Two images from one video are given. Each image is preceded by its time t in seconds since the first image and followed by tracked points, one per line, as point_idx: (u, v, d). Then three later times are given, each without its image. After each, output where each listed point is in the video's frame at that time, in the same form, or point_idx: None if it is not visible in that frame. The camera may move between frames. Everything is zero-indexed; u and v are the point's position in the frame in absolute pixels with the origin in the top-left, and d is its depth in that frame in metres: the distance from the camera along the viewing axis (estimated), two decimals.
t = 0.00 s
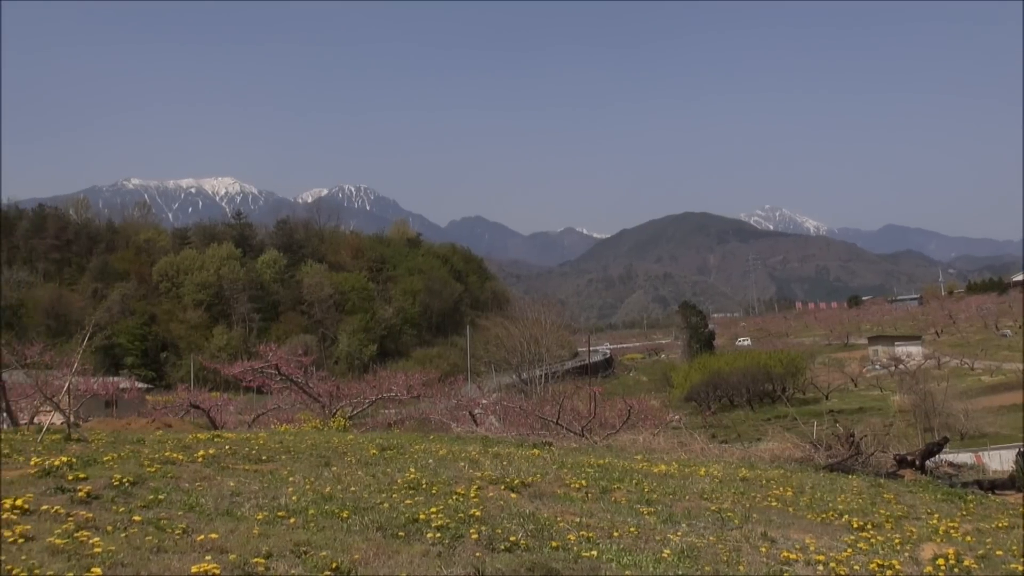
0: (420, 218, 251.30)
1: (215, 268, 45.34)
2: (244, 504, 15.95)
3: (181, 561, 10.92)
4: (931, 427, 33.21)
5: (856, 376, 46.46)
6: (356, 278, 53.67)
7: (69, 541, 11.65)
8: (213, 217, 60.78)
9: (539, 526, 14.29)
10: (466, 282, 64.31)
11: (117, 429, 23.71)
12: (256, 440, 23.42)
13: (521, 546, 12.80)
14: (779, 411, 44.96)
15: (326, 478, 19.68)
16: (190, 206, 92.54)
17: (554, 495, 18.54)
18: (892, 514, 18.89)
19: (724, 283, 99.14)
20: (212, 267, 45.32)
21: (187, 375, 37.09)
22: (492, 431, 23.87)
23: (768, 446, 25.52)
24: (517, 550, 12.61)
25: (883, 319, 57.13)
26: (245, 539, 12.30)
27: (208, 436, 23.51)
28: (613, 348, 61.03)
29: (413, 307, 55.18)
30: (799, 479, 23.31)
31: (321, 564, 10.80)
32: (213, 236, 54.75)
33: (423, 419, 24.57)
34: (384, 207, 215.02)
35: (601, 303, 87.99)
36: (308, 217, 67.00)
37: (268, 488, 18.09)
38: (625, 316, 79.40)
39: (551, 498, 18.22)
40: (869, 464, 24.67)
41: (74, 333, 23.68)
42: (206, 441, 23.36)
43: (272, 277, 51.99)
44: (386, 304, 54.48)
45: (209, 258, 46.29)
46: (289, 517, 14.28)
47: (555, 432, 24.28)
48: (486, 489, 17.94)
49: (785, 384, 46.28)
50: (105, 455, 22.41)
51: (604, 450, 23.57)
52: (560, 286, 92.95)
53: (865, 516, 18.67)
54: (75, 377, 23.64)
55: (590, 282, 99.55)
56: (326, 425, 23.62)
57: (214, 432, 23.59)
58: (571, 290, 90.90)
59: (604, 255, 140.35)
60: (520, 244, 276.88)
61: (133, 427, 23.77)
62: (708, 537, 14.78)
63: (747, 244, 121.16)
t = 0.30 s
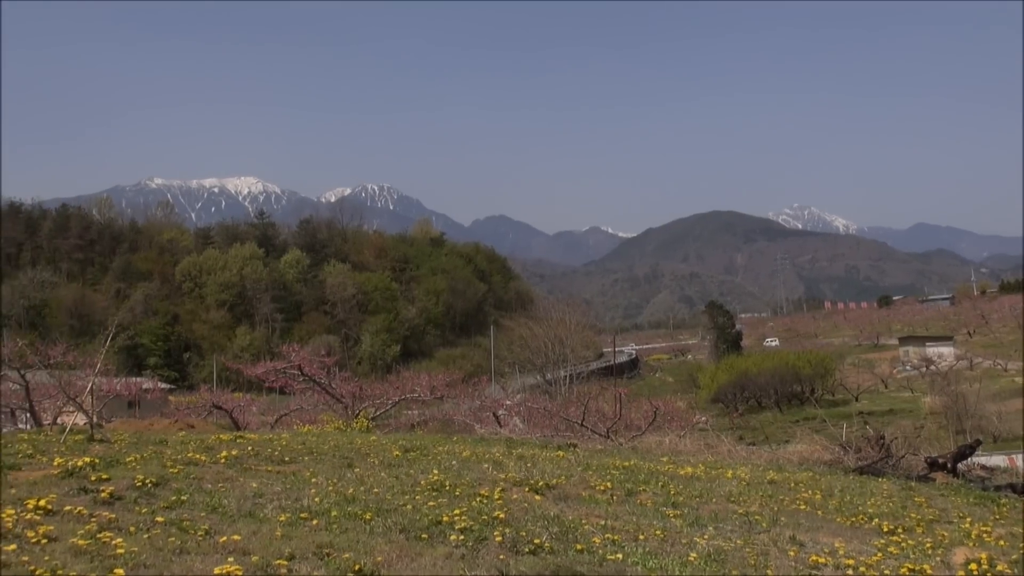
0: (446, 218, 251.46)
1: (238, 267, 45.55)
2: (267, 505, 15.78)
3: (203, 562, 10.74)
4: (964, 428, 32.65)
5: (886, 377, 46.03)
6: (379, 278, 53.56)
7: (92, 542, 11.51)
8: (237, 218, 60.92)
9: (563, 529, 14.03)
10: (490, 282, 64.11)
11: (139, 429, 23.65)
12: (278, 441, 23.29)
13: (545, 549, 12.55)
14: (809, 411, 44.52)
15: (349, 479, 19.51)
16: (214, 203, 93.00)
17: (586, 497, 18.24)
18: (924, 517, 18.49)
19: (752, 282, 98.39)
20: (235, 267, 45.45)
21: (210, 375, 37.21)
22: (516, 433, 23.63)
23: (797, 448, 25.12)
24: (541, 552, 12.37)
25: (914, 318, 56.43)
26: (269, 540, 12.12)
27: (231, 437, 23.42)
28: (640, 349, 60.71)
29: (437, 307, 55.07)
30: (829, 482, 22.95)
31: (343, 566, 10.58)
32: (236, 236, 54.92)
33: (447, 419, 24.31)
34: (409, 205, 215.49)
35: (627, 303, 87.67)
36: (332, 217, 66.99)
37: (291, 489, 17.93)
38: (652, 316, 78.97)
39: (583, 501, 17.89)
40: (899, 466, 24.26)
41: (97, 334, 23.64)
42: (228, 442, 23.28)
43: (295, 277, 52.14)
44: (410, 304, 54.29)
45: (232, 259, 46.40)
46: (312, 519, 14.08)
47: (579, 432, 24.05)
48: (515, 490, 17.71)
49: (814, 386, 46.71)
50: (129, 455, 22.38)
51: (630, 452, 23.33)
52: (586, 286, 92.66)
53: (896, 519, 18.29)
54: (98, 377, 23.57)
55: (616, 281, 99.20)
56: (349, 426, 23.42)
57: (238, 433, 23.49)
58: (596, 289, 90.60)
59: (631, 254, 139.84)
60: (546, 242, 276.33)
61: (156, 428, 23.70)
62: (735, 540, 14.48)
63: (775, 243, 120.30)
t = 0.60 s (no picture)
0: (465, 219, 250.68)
1: (243, 267, 44.94)
2: (274, 514, 14.86)
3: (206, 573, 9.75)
4: (1002, 435, 31.35)
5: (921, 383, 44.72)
6: (390, 278, 52.51)
7: (92, 552, 10.56)
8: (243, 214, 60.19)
9: (582, 539, 13.04)
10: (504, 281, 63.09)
11: (141, 435, 22.76)
12: (285, 448, 22.38)
13: (563, 560, 11.54)
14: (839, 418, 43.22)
15: (359, 487, 18.56)
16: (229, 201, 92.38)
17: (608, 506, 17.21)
18: (960, 529, 17.36)
19: (777, 283, 96.86)
20: (241, 267, 44.84)
21: (214, 378, 36.56)
22: (533, 439, 22.61)
23: (828, 455, 23.95)
24: (560, 564, 11.36)
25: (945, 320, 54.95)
26: (275, 551, 11.14)
27: (236, 443, 22.54)
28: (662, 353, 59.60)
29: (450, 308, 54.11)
30: (861, 491, 21.83)
31: None
32: (242, 234, 54.08)
33: (461, 424, 23.27)
34: (429, 205, 214.85)
35: (649, 303, 86.42)
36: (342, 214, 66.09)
37: (298, 498, 17.01)
38: (675, 317, 77.73)
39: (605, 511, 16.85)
40: (935, 475, 23.10)
41: (98, 336, 22.77)
42: (234, 449, 22.40)
43: (302, 277, 51.30)
44: (423, 305, 53.23)
45: (237, 258, 45.64)
46: (320, 528, 13.12)
47: (599, 439, 23.04)
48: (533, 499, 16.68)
49: (845, 391, 45.02)
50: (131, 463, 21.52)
51: (652, 459, 22.31)
52: (607, 287, 91.53)
53: (931, 531, 17.17)
54: (99, 381, 22.70)
55: (638, 281, 97.97)
56: (359, 432, 22.46)
57: (243, 439, 22.59)
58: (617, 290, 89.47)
59: (653, 254, 138.52)
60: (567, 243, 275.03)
61: (158, 434, 22.81)
62: (762, 551, 13.42)
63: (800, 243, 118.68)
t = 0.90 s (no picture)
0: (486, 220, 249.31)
1: (241, 267, 43.74)
2: (274, 530, 13.43)
3: None
4: None
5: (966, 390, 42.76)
6: (398, 279, 50.61)
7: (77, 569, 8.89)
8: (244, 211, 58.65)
9: (604, 557, 11.53)
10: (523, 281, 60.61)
11: (133, 445, 21.37)
12: (287, 459, 20.92)
13: None
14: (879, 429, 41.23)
15: (366, 501, 17.09)
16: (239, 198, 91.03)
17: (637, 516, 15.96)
18: (1011, 548, 15.75)
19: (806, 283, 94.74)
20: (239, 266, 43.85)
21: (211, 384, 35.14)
22: (550, 450, 21.11)
23: (867, 468, 22.30)
24: None
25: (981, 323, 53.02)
26: (276, 569, 9.56)
27: (234, 454, 21.14)
28: (687, 357, 57.89)
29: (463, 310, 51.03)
30: (902, 506, 20.24)
31: None
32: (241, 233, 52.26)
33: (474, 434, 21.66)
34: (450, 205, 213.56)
35: (671, 305, 84.69)
36: (347, 210, 64.14)
37: (301, 513, 15.56)
38: (700, 320, 75.95)
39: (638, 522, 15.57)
40: (982, 489, 21.47)
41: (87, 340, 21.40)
42: (232, 460, 20.99)
43: (305, 277, 49.69)
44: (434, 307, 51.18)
45: (236, 258, 44.35)
46: (325, 545, 11.67)
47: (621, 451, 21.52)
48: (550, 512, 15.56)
49: (884, 398, 42.76)
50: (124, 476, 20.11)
51: (679, 471, 20.77)
52: (630, 288, 89.82)
53: (979, 550, 15.56)
54: (88, 388, 21.32)
55: (662, 281, 96.20)
56: (364, 442, 20.99)
57: (242, 450, 21.16)
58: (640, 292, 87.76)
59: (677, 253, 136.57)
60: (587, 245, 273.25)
61: (151, 444, 21.41)
62: (801, 572, 11.86)
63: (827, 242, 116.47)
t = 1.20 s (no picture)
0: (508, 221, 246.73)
1: (229, 266, 41.71)
2: (267, 556, 11.21)
3: None
4: None
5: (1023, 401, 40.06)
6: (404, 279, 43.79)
7: None
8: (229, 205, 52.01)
9: None
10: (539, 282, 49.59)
11: (111, 463, 19.32)
12: (281, 478, 18.80)
13: None
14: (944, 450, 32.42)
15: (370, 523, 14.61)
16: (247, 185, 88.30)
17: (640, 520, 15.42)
18: None
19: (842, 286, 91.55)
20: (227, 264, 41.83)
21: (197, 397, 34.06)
22: (573, 469, 18.93)
23: (925, 489, 19.97)
24: None
25: None
26: None
27: (222, 473, 19.05)
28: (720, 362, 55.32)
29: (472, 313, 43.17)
30: (964, 532, 17.85)
31: None
32: (229, 229, 49.25)
33: (489, 451, 19.48)
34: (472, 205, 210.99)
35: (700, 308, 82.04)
36: (346, 203, 56.80)
37: (297, 538, 13.27)
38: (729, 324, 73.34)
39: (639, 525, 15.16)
40: None
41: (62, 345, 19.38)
42: (219, 479, 18.87)
43: (300, 277, 44.19)
44: (441, 310, 43.76)
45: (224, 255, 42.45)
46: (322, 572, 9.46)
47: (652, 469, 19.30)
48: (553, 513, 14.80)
49: (947, 412, 33.89)
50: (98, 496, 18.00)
51: (716, 493, 18.52)
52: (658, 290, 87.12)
53: None
54: (61, 400, 19.27)
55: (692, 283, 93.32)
56: (366, 460, 18.85)
57: (232, 468, 19.07)
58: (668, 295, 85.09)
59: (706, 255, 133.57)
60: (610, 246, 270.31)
61: (130, 461, 19.34)
62: None
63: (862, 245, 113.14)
